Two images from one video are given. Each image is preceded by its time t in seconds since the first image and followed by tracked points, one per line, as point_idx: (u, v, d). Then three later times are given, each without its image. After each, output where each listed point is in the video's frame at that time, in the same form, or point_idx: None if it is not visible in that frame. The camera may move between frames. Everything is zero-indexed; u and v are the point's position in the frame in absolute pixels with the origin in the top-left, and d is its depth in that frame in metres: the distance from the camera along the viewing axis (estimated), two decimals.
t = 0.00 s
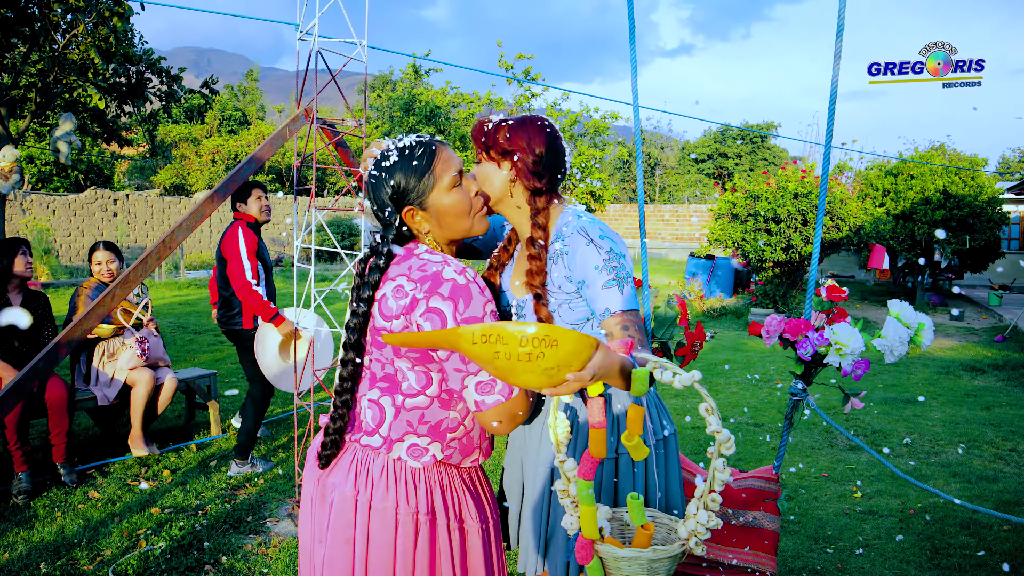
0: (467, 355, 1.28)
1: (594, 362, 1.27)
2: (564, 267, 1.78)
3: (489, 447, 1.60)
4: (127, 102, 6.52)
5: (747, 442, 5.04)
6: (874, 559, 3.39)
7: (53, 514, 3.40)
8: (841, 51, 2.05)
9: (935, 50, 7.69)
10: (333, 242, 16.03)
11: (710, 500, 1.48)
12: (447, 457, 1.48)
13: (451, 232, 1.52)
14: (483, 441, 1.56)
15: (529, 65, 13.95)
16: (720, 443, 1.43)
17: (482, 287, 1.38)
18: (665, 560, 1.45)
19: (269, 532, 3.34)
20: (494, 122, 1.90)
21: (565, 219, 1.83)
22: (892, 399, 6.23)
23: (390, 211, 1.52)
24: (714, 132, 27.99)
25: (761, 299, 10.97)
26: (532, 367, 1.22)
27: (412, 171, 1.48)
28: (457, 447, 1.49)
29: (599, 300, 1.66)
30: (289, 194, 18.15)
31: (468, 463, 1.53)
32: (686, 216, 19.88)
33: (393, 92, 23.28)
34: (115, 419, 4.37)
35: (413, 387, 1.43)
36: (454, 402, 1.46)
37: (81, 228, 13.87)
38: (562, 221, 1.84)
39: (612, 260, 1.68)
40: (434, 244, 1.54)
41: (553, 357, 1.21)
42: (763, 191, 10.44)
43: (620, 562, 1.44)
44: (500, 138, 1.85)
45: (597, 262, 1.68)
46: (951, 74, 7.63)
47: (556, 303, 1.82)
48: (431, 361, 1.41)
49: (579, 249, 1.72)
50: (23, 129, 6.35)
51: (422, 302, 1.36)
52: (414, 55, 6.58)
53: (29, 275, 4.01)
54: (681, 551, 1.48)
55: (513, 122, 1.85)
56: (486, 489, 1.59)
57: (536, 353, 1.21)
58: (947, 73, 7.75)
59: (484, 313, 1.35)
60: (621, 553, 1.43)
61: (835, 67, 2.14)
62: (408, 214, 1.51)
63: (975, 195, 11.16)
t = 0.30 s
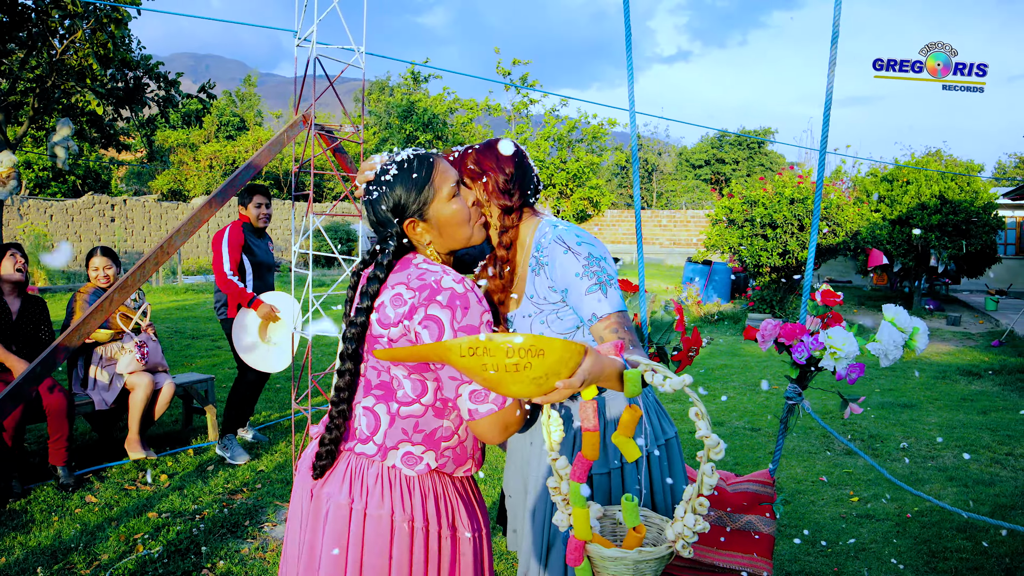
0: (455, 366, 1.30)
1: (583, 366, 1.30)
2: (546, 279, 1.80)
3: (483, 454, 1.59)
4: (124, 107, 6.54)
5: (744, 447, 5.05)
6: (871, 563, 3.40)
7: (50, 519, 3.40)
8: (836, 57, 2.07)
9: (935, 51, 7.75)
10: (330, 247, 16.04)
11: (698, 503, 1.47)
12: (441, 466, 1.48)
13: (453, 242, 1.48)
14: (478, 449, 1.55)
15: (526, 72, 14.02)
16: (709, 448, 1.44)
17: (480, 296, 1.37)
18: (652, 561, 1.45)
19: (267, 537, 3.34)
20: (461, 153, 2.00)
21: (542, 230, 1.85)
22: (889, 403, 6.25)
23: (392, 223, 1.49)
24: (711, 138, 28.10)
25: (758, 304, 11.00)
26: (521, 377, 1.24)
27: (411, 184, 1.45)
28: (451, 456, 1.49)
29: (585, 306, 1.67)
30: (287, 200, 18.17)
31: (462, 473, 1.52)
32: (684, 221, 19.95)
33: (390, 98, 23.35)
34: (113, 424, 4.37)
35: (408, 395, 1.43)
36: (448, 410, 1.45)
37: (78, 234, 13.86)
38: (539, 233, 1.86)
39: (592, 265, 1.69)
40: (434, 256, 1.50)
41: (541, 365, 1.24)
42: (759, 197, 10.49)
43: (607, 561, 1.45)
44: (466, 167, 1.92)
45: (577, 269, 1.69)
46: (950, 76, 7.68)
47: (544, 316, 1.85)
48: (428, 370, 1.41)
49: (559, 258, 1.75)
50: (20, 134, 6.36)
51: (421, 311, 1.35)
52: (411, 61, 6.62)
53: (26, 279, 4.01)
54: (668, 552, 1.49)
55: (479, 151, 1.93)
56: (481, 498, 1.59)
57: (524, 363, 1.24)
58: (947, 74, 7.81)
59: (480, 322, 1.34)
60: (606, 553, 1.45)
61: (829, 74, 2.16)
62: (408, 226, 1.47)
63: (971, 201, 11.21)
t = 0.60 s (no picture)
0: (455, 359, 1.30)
1: (584, 365, 1.32)
2: (555, 265, 1.79)
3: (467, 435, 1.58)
4: (122, 107, 6.55)
5: (742, 446, 5.06)
6: (868, 561, 3.42)
7: (50, 518, 3.40)
8: (837, 58, 2.10)
9: (934, 52, 7.80)
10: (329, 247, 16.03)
11: (685, 512, 1.50)
12: (422, 448, 1.48)
13: (406, 232, 1.55)
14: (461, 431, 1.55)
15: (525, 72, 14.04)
16: (697, 452, 1.50)
17: (437, 280, 1.40)
18: (630, 565, 1.47)
19: (266, 536, 3.34)
20: (474, 135, 1.90)
21: (556, 220, 1.84)
22: (887, 403, 6.26)
23: (350, 203, 1.55)
24: (709, 138, 28.14)
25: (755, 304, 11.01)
26: (524, 375, 1.26)
27: (374, 168, 1.51)
28: (431, 439, 1.49)
29: (590, 297, 1.68)
30: (285, 200, 18.16)
31: (444, 455, 1.53)
32: (681, 221, 19.98)
33: (388, 98, 23.36)
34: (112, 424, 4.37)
35: (378, 383, 1.44)
36: (421, 394, 1.46)
37: (75, 233, 13.83)
38: (553, 222, 1.85)
39: (603, 259, 1.69)
40: (388, 242, 1.56)
41: (544, 365, 1.25)
42: (758, 197, 10.50)
43: (585, 560, 1.48)
44: (486, 151, 1.86)
45: (588, 260, 1.70)
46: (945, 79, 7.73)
47: (547, 302, 1.83)
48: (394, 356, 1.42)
49: (571, 248, 1.74)
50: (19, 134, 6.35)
51: (377, 299, 1.39)
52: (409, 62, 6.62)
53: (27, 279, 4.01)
54: (648, 560, 1.49)
55: (497, 133, 1.86)
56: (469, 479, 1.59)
57: (529, 362, 1.25)
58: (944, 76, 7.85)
59: (437, 305, 1.37)
60: (586, 550, 1.47)
61: (830, 75, 2.18)
62: (364, 206, 1.54)
63: (968, 201, 11.24)
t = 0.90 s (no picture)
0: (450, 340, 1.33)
1: (574, 358, 1.34)
2: (568, 258, 1.78)
3: (421, 426, 1.62)
4: (121, 107, 6.54)
5: (741, 445, 5.07)
6: (867, 560, 3.43)
7: (49, 518, 3.39)
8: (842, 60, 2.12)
9: (935, 52, 7.84)
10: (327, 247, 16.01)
11: (670, 512, 1.52)
12: (371, 440, 1.54)
13: (343, 235, 1.62)
14: (412, 422, 1.60)
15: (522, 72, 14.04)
16: (685, 451, 1.51)
17: (365, 272, 1.46)
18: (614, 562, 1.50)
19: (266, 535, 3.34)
20: (470, 140, 1.87)
21: (571, 214, 1.84)
22: (885, 403, 6.27)
23: (296, 201, 1.66)
24: (706, 137, 28.16)
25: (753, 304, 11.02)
26: (511, 362, 1.28)
27: (321, 172, 1.61)
28: (378, 431, 1.54)
29: (597, 293, 1.68)
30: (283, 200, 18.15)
31: (396, 446, 1.58)
32: (679, 221, 20.01)
33: (386, 98, 23.35)
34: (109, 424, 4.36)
35: (319, 378, 1.50)
36: (362, 386, 1.50)
37: (73, 233, 13.78)
38: (569, 216, 1.84)
39: (616, 258, 1.69)
40: (326, 244, 1.65)
41: (532, 354, 1.27)
42: (756, 197, 10.51)
43: (571, 554, 1.51)
44: (488, 157, 1.84)
45: (601, 257, 1.69)
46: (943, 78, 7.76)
47: (557, 293, 1.82)
48: (330, 351, 1.46)
49: (585, 243, 1.73)
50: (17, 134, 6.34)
51: (309, 298, 1.43)
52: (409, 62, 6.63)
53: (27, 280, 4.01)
54: (633, 558, 1.51)
55: (494, 135, 1.83)
56: (425, 469, 1.63)
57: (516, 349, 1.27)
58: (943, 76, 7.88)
59: (369, 294, 1.42)
60: (571, 545, 1.50)
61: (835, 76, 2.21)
62: (308, 207, 1.64)
63: (966, 200, 11.26)
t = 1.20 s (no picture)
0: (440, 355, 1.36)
1: (563, 361, 1.34)
2: (570, 267, 1.79)
3: (371, 420, 1.64)
4: (122, 112, 6.56)
5: (741, 450, 5.07)
6: (868, 564, 3.43)
7: (49, 522, 3.39)
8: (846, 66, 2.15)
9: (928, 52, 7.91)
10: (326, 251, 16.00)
11: (676, 508, 1.53)
12: (317, 431, 1.56)
13: (308, 236, 1.66)
14: (362, 415, 1.61)
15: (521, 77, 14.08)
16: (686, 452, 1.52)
17: (317, 261, 1.50)
18: (627, 560, 1.52)
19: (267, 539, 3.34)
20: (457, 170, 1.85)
21: (572, 223, 1.85)
22: (885, 407, 6.28)
23: (263, 200, 1.68)
24: (704, 142, 28.22)
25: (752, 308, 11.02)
26: (498, 369, 1.29)
27: (291, 175, 1.65)
28: (325, 421, 1.56)
29: (600, 301, 1.69)
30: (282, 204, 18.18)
31: (344, 437, 1.59)
32: (678, 225, 20.04)
33: (385, 103, 23.39)
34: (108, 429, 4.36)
35: (269, 368, 1.53)
36: (311, 376, 1.52)
37: (72, 237, 13.77)
38: (568, 226, 1.85)
39: (617, 264, 1.71)
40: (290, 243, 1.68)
41: (517, 360, 1.27)
42: (755, 201, 10.52)
43: (585, 554, 1.53)
44: (478, 184, 1.81)
45: (602, 264, 1.71)
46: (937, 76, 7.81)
47: (563, 303, 1.82)
48: (280, 340, 1.49)
49: (586, 252, 1.75)
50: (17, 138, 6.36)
51: (264, 287, 1.46)
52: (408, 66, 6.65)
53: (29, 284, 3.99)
54: (644, 555, 1.54)
55: (480, 159, 1.80)
56: (374, 464, 1.64)
57: (500, 357, 1.28)
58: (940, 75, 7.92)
59: (321, 281, 1.46)
60: (583, 546, 1.53)
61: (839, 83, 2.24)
62: (273, 207, 1.67)
63: (965, 204, 11.27)
